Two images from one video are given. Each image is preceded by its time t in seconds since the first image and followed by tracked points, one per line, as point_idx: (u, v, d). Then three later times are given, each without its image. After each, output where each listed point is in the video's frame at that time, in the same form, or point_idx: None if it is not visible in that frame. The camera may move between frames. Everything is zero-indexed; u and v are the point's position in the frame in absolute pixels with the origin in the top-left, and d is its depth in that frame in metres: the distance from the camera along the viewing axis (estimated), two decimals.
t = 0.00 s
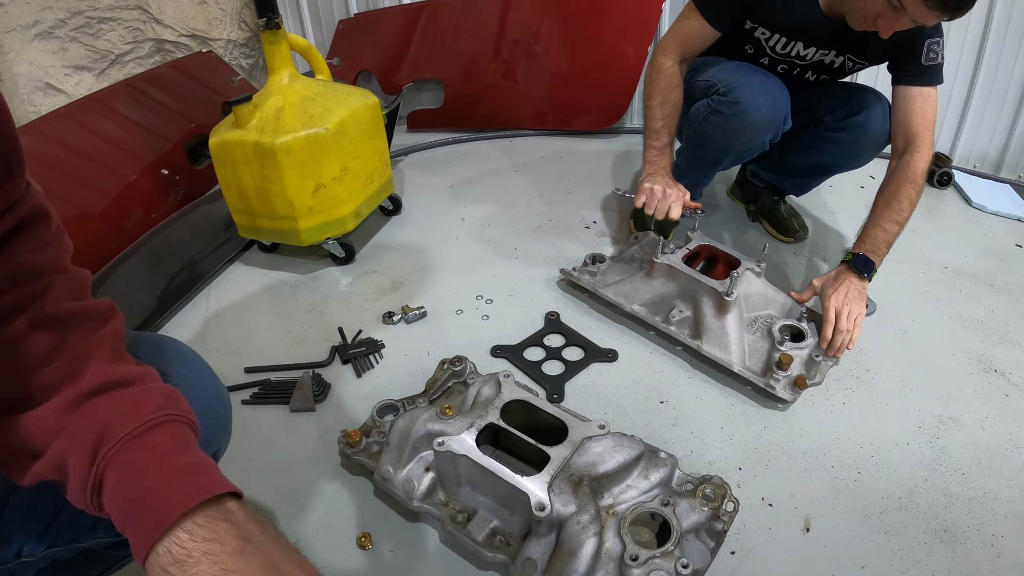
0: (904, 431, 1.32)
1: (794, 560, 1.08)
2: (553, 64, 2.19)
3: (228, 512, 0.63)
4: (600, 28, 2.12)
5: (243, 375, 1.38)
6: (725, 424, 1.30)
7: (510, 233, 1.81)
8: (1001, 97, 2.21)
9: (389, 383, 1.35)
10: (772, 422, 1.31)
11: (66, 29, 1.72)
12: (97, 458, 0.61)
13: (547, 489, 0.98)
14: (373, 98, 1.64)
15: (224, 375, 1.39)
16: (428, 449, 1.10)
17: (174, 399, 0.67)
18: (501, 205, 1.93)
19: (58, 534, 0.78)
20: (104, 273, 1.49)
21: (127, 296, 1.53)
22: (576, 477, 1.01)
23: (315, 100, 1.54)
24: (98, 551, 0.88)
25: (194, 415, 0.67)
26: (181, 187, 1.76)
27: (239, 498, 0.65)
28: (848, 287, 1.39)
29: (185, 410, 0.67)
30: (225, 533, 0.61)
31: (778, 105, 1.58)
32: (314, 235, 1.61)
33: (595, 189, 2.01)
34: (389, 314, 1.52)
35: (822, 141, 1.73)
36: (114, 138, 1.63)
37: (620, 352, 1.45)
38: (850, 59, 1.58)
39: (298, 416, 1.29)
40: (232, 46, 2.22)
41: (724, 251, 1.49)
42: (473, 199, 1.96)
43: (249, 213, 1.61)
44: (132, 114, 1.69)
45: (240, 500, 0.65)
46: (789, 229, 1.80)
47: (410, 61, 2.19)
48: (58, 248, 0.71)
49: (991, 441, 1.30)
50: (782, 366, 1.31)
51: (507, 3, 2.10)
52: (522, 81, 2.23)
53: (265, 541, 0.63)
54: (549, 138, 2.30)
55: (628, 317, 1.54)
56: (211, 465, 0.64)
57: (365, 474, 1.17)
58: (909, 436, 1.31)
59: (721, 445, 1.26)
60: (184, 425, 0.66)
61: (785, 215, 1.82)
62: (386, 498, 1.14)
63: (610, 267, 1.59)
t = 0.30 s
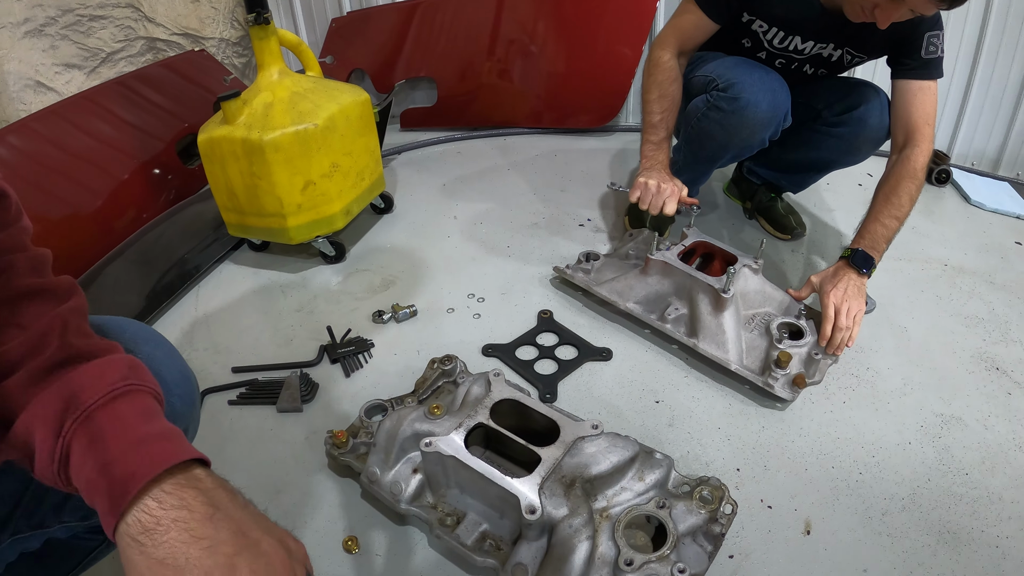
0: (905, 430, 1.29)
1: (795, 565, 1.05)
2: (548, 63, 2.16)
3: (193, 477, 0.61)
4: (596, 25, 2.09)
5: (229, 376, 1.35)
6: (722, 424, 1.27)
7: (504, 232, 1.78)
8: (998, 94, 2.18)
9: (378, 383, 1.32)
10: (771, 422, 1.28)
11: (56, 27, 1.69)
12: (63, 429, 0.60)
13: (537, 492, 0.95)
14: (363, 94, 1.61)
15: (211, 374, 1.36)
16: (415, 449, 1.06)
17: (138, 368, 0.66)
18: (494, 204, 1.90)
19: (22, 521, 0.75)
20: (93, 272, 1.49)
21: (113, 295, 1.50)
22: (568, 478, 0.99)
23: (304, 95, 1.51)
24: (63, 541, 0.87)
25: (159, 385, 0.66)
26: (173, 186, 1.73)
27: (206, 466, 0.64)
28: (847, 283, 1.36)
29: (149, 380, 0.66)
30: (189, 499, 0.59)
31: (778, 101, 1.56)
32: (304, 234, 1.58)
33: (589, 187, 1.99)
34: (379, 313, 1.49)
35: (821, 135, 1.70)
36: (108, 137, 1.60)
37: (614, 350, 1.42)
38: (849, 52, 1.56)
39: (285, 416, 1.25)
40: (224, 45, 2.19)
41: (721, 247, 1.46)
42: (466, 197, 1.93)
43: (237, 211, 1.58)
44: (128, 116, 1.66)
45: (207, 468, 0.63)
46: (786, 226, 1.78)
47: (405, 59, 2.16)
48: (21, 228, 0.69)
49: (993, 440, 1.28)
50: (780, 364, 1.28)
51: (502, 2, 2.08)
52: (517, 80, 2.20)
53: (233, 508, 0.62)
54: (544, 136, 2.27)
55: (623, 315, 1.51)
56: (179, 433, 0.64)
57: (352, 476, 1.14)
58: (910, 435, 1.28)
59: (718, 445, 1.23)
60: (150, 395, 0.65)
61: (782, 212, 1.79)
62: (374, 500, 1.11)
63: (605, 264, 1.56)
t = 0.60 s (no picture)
0: (911, 429, 1.28)
1: (801, 564, 1.04)
2: (549, 65, 2.16)
3: (270, 402, 0.64)
4: (597, 25, 2.09)
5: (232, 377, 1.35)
6: (726, 423, 1.27)
7: (505, 233, 1.77)
8: (999, 93, 2.18)
9: (381, 383, 1.32)
10: (776, 421, 1.28)
11: (58, 28, 1.69)
12: (146, 373, 0.60)
13: (544, 491, 0.94)
14: (365, 95, 1.61)
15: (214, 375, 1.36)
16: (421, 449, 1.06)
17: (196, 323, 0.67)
18: (495, 204, 1.90)
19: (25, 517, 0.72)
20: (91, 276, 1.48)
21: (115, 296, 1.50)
22: (574, 478, 0.98)
23: (306, 96, 1.51)
24: (63, 540, 0.82)
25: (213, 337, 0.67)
26: (173, 187, 1.72)
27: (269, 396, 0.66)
28: (850, 282, 1.36)
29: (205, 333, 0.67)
30: (281, 419, 0.62)
31: (783, 101, 1.55)
32: (306, 234, 1.58)
33: (591, 187, 1.98)
34: (381, 313, 1.48)
35: (824, 134, 1.70)
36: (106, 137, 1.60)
37: (618, 350, 1.42)
38: (851, 51, 1.56)
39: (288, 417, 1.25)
40: (225, 46, 2.19)
41: (724, 247, 1.46)
42: (468, 198, 1.93)
43: (239, 211, 1.58)
44: (128, 117, 1.65)
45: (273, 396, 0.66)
46: (790, 225, 1.77)
47: (406, 60, 2.16)
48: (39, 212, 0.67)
49: (997, 438, 1.27)
50: (784, 363, 1.27)
51: (502, 4, 2.08)
52: (518, 81, 2.20)
53: (313, 419, 0.66)
54: (545, 137, 2.26)
55: (626, 315, 1.51)
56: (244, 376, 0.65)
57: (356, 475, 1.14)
58: (915, 434, 1.27)
59: (723, 445, 1.22)
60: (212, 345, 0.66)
61: (784, 212, 1.80)
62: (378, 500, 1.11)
63: (607, 265, 1.56)
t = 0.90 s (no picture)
0: (903, 430, 1.30)
1: (793, 565, 1.05)
2: (544, 69, 2.18)
3: (343, 377, 0.69)
4: (591, 29, 2.10)
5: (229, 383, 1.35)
6: (720, 426, 1.28)
7: (501, 238, 1.79)
8: (992, 95, 2.20)
9: (377, 388, 1.33)
10: (769, 423, 1.29)
11: (54, 35, 1.70)
12: (244, 339, 0.62)
13: (538, 494, 0.96)
14: (361, 101, 1.62)
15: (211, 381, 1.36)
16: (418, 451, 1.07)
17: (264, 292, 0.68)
18: (490, 208, 1.91)
19: (24, 525, 0.69)
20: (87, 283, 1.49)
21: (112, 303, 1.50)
22: (568, 481, 1.00)
23: (302, 102, 1.52)
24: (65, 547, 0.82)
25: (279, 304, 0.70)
26: (170, 193, 1.74)
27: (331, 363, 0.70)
28: (843, 284, 1.37)
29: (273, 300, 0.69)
30: (362, 393, 0.69)
31: (776, 105, 1.57)
32: (302, 240, 1.59)
33: (586, 192, 2.00)
34: (377, 319, 1.49)
35: (817, 138, 1.71)
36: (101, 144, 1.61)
37: (612, 353, 1.43)
38: (844, 55, 1.58)
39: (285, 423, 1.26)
40: (221, 53, 2.20)
41: (717, 251, 1.47)
42: (463, 203, 1.94)
43: (236, 218, 1.59)
44: (125, 123, 1.67)
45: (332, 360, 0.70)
46: (783, 229, 1.79)
47: (402, 64, 2.17)
48: (84, 189, 0.63)
49: (989, 438, 1.29)
50: (777, 366, 1.29)
51: (497, 8, 2.08)
52: (513, 86, 2.22)
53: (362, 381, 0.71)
54: (540, 142, 2.28)
55: (620, 318, 1.52)
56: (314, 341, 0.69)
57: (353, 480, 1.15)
58: (907, 436, 1.29)
59: (717, 448, 1.24)
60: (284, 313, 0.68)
61: (778, 215, 1.81)
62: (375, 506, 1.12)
63: (601, 269, 1.57)
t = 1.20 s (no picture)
0: (899, 420, 1.32)
1: (794, 551, 1.08)
2: (537, 67, 2.19)
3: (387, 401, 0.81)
4: (587, 28, 2.12)
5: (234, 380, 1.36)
6: (720, 416, 1.30)
7: (500, 234, 1.80)
8: (982, 91, 2.24)
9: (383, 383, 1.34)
10: (767, 414, 1.31)
11: (51, 33, 1.70)
12: (327, 384, 0.70)
13: (547, 483, 0.98)
14: (362, 99, 1.63)
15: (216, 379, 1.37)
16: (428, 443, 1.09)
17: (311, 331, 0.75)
18: (488, 206, 1.92)
19: (53, 540, 0.72)
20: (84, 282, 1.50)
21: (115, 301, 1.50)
22: (577, 469, 1.02)
23: (303, 100, 1.52)
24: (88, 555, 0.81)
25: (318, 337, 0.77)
26: (167, 192, 1.75)
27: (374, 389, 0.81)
28: (839, 278, 1.40)
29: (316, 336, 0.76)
30: (403, 411, 0.82)
31: (774, 105, 1.60)
32: (304, 237, 1.60)
33: (584, 188, 2.02)
34: (381, 314, 1.51)
35: (813, 137, 1.74)
36: (98, 143, 1.60)
37: (613, 347, 1.45)
38: (841, 55, 1.61)
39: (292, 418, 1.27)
40: (217, 51, 2.19)
41: (715, 246, 1.49)
42: (462, 199, 1.95)
43: (237, 215, 1.59)
44: (119, 121, 1.66)
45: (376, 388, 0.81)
46: (778, 224, 1.81)
47: (395, 66, 2.17)
48: (150, 220, 0.62)
49: (982, 426, 1.32)
50: (776, 357, 1.32)
51: (491, 7, 2.09)
52: (507, 84, 2.23)
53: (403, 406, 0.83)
54: (535, 139, 2.29)
55: (622, 314, 1.54)
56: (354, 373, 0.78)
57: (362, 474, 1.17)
58: (903, 425, 1.31)
59: (718, 438, 1.26)
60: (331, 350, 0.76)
61: (773, 211, 1.82)
62: (384, 499, 1.13)
63: (602, 264, 1.58)
